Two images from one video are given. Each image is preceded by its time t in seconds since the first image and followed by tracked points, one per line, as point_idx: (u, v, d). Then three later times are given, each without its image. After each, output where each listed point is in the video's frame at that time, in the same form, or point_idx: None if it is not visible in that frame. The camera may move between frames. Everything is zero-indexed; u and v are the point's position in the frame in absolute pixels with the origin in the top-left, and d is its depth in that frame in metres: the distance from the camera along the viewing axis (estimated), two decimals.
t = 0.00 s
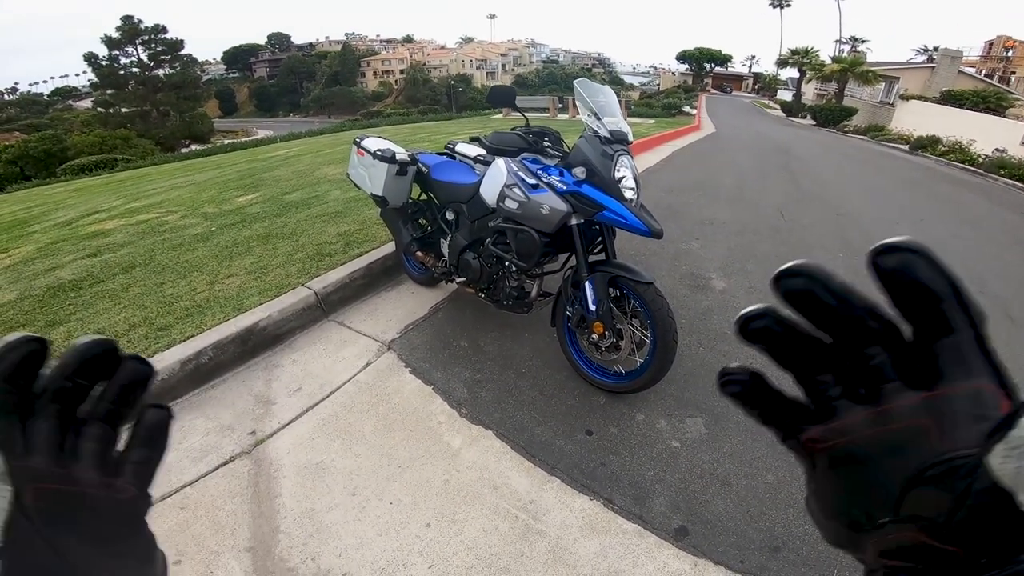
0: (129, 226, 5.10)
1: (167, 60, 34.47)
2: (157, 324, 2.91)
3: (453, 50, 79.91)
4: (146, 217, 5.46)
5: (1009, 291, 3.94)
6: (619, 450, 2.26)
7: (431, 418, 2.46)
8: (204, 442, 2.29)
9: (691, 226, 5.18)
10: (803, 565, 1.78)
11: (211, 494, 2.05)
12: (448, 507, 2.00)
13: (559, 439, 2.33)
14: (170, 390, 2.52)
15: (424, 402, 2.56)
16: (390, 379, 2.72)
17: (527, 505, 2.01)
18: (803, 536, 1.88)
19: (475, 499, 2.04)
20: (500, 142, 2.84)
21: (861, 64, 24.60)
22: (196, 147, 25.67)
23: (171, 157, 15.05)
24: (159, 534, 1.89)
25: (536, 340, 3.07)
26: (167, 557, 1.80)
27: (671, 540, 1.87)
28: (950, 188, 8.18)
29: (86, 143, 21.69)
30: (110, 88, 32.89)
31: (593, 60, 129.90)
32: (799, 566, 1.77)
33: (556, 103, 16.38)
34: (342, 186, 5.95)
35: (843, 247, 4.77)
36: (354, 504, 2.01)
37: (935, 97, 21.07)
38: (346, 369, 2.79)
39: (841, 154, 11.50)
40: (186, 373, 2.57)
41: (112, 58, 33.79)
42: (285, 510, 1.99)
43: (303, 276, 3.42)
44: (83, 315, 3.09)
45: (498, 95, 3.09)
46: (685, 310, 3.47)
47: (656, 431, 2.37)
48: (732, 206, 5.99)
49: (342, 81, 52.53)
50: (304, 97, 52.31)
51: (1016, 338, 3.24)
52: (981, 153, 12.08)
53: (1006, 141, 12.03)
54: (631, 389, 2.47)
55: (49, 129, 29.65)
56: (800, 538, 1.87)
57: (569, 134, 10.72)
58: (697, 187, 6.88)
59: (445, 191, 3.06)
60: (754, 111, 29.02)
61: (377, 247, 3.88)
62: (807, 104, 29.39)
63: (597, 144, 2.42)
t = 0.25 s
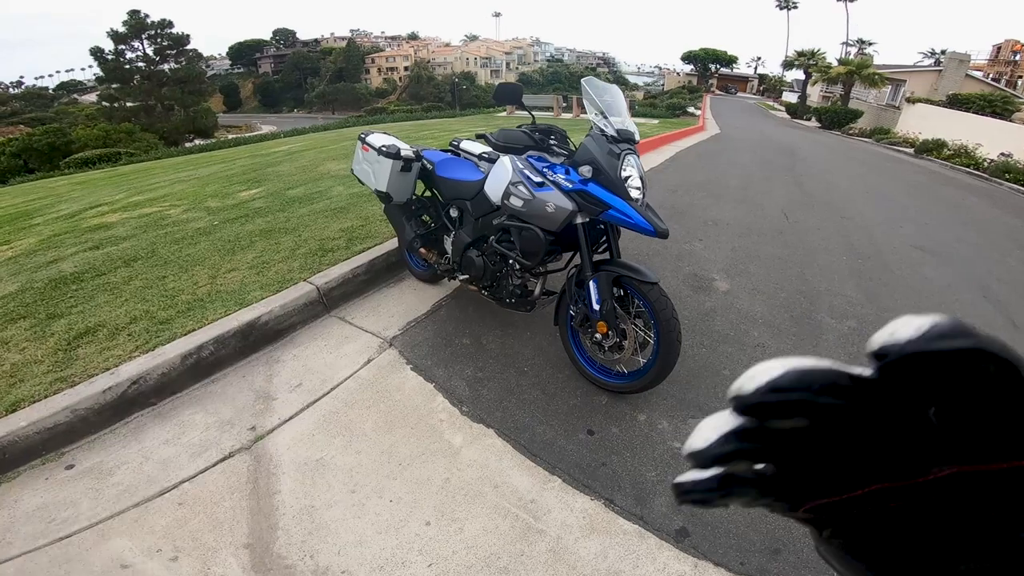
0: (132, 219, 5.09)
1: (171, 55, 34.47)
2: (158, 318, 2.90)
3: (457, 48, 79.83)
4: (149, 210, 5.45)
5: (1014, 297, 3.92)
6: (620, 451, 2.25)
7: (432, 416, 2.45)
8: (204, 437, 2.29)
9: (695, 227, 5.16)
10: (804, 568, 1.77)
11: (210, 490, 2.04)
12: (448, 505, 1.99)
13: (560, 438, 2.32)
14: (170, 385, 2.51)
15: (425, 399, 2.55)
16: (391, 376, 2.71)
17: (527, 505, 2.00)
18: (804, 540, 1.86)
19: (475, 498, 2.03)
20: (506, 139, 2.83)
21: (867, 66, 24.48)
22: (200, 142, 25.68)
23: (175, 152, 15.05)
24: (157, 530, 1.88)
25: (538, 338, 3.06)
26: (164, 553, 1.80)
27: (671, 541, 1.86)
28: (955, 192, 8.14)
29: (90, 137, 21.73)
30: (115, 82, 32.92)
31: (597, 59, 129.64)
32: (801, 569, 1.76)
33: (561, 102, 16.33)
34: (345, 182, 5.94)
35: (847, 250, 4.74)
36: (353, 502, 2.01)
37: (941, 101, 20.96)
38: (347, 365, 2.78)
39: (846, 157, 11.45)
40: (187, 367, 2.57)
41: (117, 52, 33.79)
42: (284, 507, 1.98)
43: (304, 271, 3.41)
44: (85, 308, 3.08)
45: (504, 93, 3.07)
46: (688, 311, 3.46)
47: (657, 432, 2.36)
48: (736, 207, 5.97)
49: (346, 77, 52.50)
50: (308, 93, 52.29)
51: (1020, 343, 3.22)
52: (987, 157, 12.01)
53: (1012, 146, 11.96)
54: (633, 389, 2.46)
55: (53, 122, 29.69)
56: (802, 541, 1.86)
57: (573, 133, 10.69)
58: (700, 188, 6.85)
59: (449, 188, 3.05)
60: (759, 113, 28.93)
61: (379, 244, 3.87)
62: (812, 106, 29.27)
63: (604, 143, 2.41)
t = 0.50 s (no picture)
0: (137, 214, 5.10)
1: (177, 50, 34.55)
2: (162, 312, 2.91)
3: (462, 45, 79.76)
4: (153, 205, 5.47)
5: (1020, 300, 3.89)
6: (622, 450, 2.24)
7: (434, 413, 2.45)
8: (206, 433, 2.29)
9: (699, 227, 5.15)
10: (804, 570, 1.76)
11: (212, 486, 2.05)
12: (449, 503, 1.99)
13: (561, 437, 2.32)
14: (174, 380, 2.52)
15: (427, 397, 2.55)
16: (394, 373, 2.71)
17: (528, 503, 2.00)
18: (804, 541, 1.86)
19: (476, 496, 2.03)
20: (511, 137, 2.82)
21: (874, 67, 24.34)
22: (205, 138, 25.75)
23: (180, 147, 15.06)
24: (159, 525, 1.89)
25: (541, 336, 3.06)
26: (166, 549, 1.80)
27: (671, 541, 1.85)
28: (960, 194, 8.10)
29: (96, 132, 21.81)
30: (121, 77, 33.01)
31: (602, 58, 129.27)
32: (800, 571, 1.75)
33: (565, 100, 16.29)
34: (349, 178, 5.94)
35: (852, 251, 4.72)
36: (354, 498, 2.01)
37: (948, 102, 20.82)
38: (350, 361, 2.79)
39: (851, 158, 11.39)
40: (190, 363, 2.57)
41: (123, 47, 33.88)
42: (286, 503, 1.99)
43: (308, 267, 3.41)
44: (89, 303, 3.09)
45: (510, 91, 3.07)
46: (690, 310, 3.45)
47: (659, 432, 2.35)
48: (740, 208, 5.95)
49: (351, 74, 52.49)
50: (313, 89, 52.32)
51: None
52: (994, 159, 11.92)
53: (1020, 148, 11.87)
54: (635, 389, 2.45)
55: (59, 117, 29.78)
56: (802, 543, 1.85)
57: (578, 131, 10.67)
58: (705, 188, 6.83)
59: (454, 185, 3.05)
60: (764, 113, 28.80)
61: (383, 240, 3.87)
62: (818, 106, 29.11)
63: (609, 142, 2.40)
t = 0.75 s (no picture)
0: (142, 213, 5.14)
1: (182, 50, 34.71)
2: (166, 311, 2.93)
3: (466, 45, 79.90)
4: (159, 204, 5.50)
5: None
6: (623, 450, 2.25)
7: (436, 412, 2.46)
8: (210, 432, 2.31)
9: (702, 227, 5.14)
10: (804, 570, 1.76)
11: (215, 484, 2.06)
12: (451, 502, 2.00)
13: (563, 437, 2.32)
14: (178, 379, 2.54)
15: (429, 396, 2.56)
16: (396, 372, 2.72)
17: (529, 503, 2.00)
18: (805, 542, 1.86)
19: (478, 495, 2.04)
20: (514, 138, 2.83)
21: (880, 67, 24.22)
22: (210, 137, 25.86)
23: (185, 147, 15.13)
24: (162, 523, 1.90)
25: (543, 336, 3.06)
26: (170, 546, 1.82)
27: (672, 541, 1.86)
28: (965, 195, 8.07)
29: (102, 131, 21.94)
30: (127, 77, 33.19)
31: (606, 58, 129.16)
32: (800, 571, 1.75)
33: (569, 100, 16.29)
34: (353, 178, 5.96)
35: (856, 252, 4.71)
36: (356, 497, 2.02)
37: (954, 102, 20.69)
38: (353, 361, 2.80)
39: (856, 158, 11.34)
40: (194, 362, 2.59)
41: (129, 47, 34.04)
42: (288, 501, 2.00)
43: (312, 267, 3.43)
44: (95, 301, 3.12)
45: (513, 92, 3.07)
46: (693, 311, 3.45)
47: (660, 432, 2.36)
48: (744, 208, 5.94)
49: (355, 74, 52.60)
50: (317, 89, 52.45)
51: None
52: (1000, 160, 11.85)
53: None
54: (637, 389, 2.46)
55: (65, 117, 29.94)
56: (803, 543, 1.85)
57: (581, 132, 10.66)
58: (708, 188, 6.82)
59: (457, 185, 3.06)
60: (769, 113, 28.70)
61: (387, 240, 3.88)
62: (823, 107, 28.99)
63: (612, 143, 2.41)
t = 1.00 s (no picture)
0: (144, 216, 5.15)
1: (183, 53, 34.77)
2: (169, 314, 2.95)
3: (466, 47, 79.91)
4: (160, 207, 5.52)
5: None
6: (625, 450, 2.25)
7: (438, 413, 2.47)
8: (213, 433, 2.32)
9: (703, 227, 5.15)
10: (806, 568, 1.76)
11: (218, 485, 2.07)
12: (454, 502, 2.01)
13: (565, 437, 2.33)
14: (181, 380, 2.55)
15: (432, 397, 2.57)
16: (399, 373, 2.73)
17: (531, 502, 2.01)
18: (808, 540, 1.86)
19: (480, 495, 2.04)
20: (514, 139, 2.84)
21: (880, 66, 24.21)
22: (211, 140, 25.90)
23: (186, 149, 15.16)
24: (166, 524, 1.91)
25: (544, 337, 3.07)
26: (173, 547, 1.83)
27: (674, 541, 1.86)
28: (966, 193, 8.06)
29: (103, 134, 21.99)
30: (128, 80, 33.27)
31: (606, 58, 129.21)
32: (802, 569, 1.76)
33: (569, 101, 16.29)
34: (354, 180, 5.97)
35: (858, 251, 4.70)
36: (359, 497, 2.03)
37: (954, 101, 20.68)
38: (355, 362, 2.81)
39: (857, 157, 11.34)
40: (197, 363, 2.60)
41: (130, 51, 34.11)
42: (291, 502, 2.01)
43: (314, 268, 3.44)
44: (97, 304, 3.13)
45: (513, 93, 3.08)
46: (694, 311, 3.46)
47: (662, 432, 2.36)
48: (745, 208, 5.94)
49: (355, 76, 52.71)
50: (318, 91, 52.51)
51: None
52: (1001, 159, 11.84)
53: None
54: (639, 388, 2.46)
55: (66, 120, 30.01)
56: (806, 543, 1.86)
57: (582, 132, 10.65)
58: (709, 188, 6.82)
59: (457, 186, 3.07)
60: (769, 112, 28.69)
61: (388, 241, 3.90)
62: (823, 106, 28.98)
63: (611, 143, 2.41)
